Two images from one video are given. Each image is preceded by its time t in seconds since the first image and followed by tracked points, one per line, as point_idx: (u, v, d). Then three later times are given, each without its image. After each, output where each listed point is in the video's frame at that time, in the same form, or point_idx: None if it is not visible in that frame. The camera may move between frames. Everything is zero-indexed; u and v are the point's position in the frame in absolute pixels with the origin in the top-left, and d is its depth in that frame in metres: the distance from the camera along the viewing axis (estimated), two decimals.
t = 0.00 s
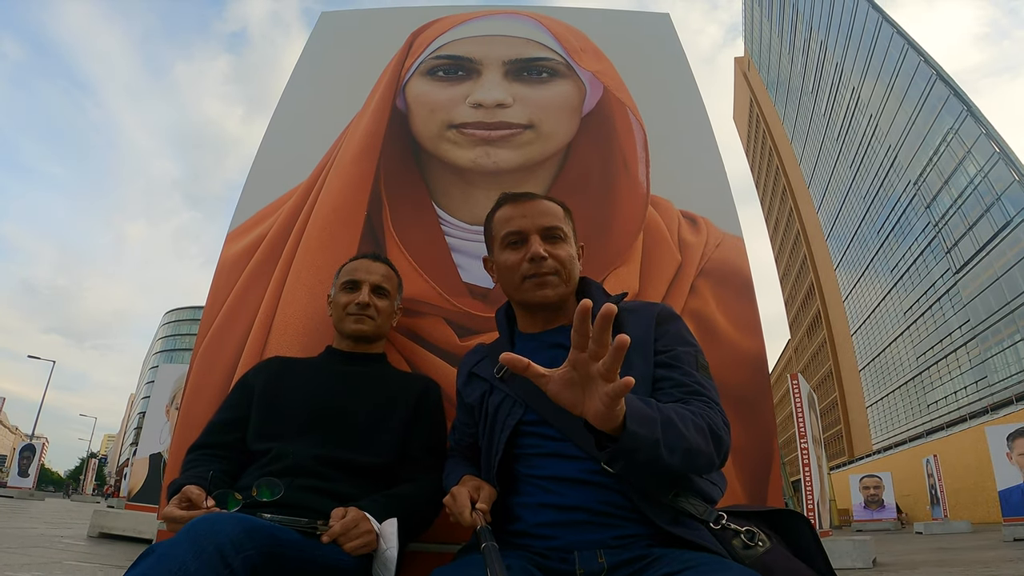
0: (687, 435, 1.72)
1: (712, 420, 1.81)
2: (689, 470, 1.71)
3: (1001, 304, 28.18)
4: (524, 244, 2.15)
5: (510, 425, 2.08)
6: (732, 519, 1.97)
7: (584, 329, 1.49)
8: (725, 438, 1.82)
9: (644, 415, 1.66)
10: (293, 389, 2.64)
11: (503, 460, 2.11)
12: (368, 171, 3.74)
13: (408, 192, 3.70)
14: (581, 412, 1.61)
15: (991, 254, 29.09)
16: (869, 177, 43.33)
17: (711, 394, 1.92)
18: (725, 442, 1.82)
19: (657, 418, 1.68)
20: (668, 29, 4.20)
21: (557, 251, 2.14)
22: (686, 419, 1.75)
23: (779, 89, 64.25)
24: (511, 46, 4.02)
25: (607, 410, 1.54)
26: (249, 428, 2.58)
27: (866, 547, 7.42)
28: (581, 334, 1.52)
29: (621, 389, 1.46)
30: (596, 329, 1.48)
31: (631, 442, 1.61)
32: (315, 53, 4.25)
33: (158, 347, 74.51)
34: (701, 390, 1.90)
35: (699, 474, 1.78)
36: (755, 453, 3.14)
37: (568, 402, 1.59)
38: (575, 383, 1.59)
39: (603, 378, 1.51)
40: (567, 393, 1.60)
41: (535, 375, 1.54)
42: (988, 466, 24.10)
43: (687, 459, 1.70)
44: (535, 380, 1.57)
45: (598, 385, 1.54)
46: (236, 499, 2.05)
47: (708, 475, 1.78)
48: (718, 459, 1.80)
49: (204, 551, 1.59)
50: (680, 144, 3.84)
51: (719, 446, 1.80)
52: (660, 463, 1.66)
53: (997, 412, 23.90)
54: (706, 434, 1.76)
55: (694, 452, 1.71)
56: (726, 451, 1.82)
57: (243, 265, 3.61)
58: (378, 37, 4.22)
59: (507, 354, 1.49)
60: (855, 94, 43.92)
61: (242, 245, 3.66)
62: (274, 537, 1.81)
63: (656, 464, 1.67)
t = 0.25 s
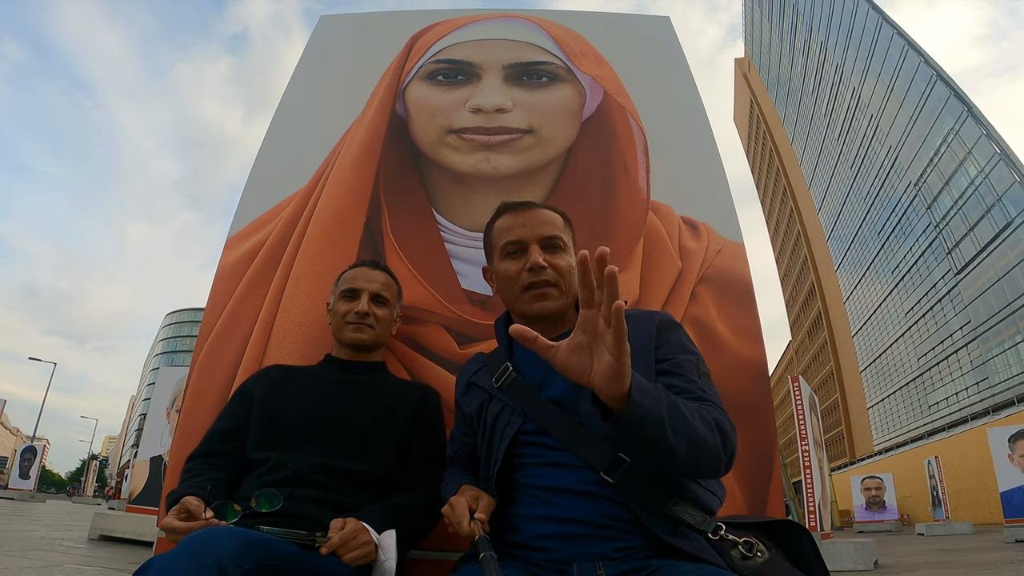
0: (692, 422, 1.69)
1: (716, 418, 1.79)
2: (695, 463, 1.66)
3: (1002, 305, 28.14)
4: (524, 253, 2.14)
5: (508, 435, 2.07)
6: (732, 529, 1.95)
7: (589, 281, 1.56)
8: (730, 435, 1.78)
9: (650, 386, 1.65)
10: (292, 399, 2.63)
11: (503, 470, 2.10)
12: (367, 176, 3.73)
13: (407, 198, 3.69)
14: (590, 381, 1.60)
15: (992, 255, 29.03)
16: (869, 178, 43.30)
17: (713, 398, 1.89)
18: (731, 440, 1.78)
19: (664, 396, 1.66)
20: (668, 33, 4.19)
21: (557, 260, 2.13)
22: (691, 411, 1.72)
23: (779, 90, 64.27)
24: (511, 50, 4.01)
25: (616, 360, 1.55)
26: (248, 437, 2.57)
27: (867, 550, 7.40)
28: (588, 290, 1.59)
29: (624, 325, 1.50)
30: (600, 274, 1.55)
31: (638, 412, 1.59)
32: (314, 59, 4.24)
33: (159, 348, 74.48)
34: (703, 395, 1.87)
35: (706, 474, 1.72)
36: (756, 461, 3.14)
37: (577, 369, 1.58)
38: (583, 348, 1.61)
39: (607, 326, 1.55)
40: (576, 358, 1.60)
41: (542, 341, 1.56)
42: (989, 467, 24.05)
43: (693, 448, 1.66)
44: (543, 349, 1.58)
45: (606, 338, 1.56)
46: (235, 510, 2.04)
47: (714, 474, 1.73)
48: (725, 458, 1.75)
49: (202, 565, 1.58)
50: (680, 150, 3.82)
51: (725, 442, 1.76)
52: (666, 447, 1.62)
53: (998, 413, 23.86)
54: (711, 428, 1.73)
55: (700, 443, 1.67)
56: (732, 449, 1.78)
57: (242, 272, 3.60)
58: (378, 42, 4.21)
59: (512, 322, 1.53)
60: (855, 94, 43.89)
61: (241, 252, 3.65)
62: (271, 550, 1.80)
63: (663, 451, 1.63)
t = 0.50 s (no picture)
0: (688, 420, 1.65)
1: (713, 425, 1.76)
2: (691, 461, 1.62)
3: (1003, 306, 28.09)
4: (519, 263, 2.13)
5: (502, 447, 2.06)
6: (726, 542, 1.92)
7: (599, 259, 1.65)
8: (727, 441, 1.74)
9: (649, 374, 1.65)
10: (286, 410, 2.61)
11: (497, 483, 2.08)
12: (363, 183, 3.72)
13: (403, 205, 3.68)
14: (592, 363, 1.62)
15: (993, 257, 28.97)
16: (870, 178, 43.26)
17: (708, 411, 1.88)
18: (727, 446, 1.73)
19: (661, 387, 1.65)
20: (667, 36, 4.17)
21: (552, 271, 2.11)
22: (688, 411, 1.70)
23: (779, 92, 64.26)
24: (507, 55, 4.00)
25: (619, 334, 1.58)
26: (242, 447, 2.56)
27: (868, 554, 7.36)
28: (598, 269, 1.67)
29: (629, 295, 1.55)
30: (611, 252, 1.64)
31: (637, 397, 1.59)
32: (310, 63, 4.22)
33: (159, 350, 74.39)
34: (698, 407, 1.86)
35: (701, 481, 1.67)
36: (754, 468, 3.13)
37: (579, 344, 1.62)
38: (588, 325, 1.65)
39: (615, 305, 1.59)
40: (579, 336, 1.64)
41: (548, 314, 1.64)
42: (991, 469, 24.00)
43: (688, 445, 1.62)
44: (548, 324, 1.65)
45: (611, 315, 1.61)
46: (228, 521, 2.02)
47: (711, 478, 1.67)
48: (722, 465, 1.70)
49: None
50: (679, 156, 3.80)
51: (721, 447, 1.71)
52: (662, 443, 1.59)
53: (999, 415, 23.81)
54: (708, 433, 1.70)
55: (696, 439, 1.63)
56: (728, 454, 1.72)
57: (238, 279, 3.59)
58: (374, 46, 4.19)
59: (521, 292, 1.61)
60: (855, 95, 43.84)
61: (236, 259, 3.64)
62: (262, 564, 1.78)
63: (659, 445, 1.60)
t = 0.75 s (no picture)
0: (684, 459, 1.67)
1: (707, 446, 1.77)
2: (686, 492, 1.66)
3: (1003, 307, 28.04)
4: (520, 267, 2.12)
5: (499, 451, 2.05)
6: (721, 546, 1.91)
7: (594, 360, 1.44)
8: (719, 463, 1.77)
9: (645, 436, 1.63)
10: (283, 413, 2.61)
11: (494, 486, 2.08)
12: (361, 185, 3.72)
13: (401, 207, 3.68)
14: (584, 436, 1.55)
15: (993, 257, 28.92)
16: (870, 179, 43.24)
17: (703, 419, 1.88)
18: (720, 464, 1.78)
19: (656, 441, 1.64)
20: (665, 37, 4.17)
21: (554, 274, 2.11)
22: (681, 440, 1.71)
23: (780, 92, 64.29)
24: (506, 56, 3.99)
25: (612, 438, 1.48)
26: (239, 450, 2.56)
27: (869, 555, 7.33)
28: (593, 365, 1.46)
29: (630, 422, 1.40)
30: (611, 363, 1.42)
31: (632, 465, 1.57)
32: (309, 64, 4.23)
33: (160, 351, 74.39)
34: (693, 417, 1.86)
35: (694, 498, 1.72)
36: (752, 471, 3.12)
37: (569, 426, 1.54)
38: (578, 406, 1.53)
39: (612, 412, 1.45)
40: (569, 416, 1.54)
41: (537, 398, 1.49)
42: (991, 469, 23.94)
43: (685, 484, 1.65)
44: (536, 402, 1.52)
45: (606, 415, 1.47)
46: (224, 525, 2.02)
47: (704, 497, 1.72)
48: (714, 484, 1.74)
49: None
50: (678, 157, 3.79)
51: (714, 469, 1.75)
52: (660, 487, 1.60)
53: (1000, 415, 23.76)
54: (701, 459, 1.71)
55: (691, 477, 1.66)
56: (719, 475, 1.77)
57: (235, 281, 3.59)
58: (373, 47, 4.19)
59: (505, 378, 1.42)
60: (856, 95, 43.84)
61: (234, 261, 3.64)
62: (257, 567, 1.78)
63: (656, 488, 1.61)
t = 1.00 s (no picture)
0: (686, 462, 1.67)
1: (708, 448, 1.77)
2: (689, 497, 1.67)
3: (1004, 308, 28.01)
4: (517, 266, 2.12)
5: (501, 452, 2.05)
6: (725, 547, 1.90)
7: (595, 365, 1.43)
8: (721, 465, 1.77)
9: (647, 443, 1.61)
10: (284, 413, 2.61)
11: (495, 487, 2.08)
12: (362, 186, 3.72)
13: (401, 207, 3.68)
14: (585, 443, 1.54)
15: (994, 258, 28.90)
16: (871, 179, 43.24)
17: (704, 421, 1.88)
18: (721, 467, 1.78)
19: (658, 445, 1.63)
20: (665, 38, 4.17)
21: (550, 274, 2.11)
22: (683, 443, 1.71)
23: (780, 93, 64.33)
24: (506, 56, 3.99)
25: (615, 445, 1.48)
26: (240, 450, 2.56)
27: (869, 555, 7.35)
28: (595, 369, 1.45)
29: (632, 424, 1.40)
30: (612, 368, 1.42)
31: (635, 470, 1.56)
32: (310, 65, 4.23)
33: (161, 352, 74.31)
34: (695, 418, 1.86)
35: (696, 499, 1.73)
36: (753, 471, 3.12)
37: (571, 432, 1.51)
38: (580, 413, 1.52)
39: (613, 416, 1.46)
40: (571, 423, 1.52)
41: (538, 406, 1.48)
42: (993, 470, 23.91)
43: (685, 488, 1.65)
44: (538, 410, 1.50)
45: (607, 421, 1.48)
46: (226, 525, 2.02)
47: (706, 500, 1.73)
48: (714, 486, 1.75)
49: None
50: (679, 157, 3.79)
51: (715, 472, 1.76)
52: (661, 491, 1.60)
53: (1001, 416, 23.73)
54: (703, 462, 1.71)
55: (692, 481, 1.66)
56: (721, 477, 1.77)
57: (236, 282, 3.59)
58: (373, 48, 4.19)
59: (505, 388, 1.41)
60: (856, 96, 43.84)
61: (235, 262, 3.65)
62: (258, 567, 1.78)
63: (657, 492, 1.61)
